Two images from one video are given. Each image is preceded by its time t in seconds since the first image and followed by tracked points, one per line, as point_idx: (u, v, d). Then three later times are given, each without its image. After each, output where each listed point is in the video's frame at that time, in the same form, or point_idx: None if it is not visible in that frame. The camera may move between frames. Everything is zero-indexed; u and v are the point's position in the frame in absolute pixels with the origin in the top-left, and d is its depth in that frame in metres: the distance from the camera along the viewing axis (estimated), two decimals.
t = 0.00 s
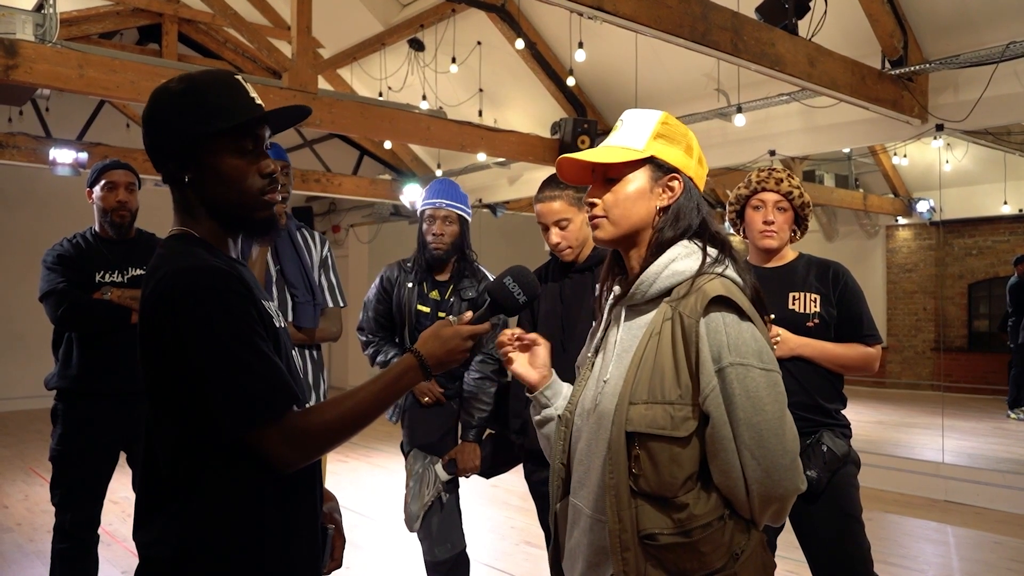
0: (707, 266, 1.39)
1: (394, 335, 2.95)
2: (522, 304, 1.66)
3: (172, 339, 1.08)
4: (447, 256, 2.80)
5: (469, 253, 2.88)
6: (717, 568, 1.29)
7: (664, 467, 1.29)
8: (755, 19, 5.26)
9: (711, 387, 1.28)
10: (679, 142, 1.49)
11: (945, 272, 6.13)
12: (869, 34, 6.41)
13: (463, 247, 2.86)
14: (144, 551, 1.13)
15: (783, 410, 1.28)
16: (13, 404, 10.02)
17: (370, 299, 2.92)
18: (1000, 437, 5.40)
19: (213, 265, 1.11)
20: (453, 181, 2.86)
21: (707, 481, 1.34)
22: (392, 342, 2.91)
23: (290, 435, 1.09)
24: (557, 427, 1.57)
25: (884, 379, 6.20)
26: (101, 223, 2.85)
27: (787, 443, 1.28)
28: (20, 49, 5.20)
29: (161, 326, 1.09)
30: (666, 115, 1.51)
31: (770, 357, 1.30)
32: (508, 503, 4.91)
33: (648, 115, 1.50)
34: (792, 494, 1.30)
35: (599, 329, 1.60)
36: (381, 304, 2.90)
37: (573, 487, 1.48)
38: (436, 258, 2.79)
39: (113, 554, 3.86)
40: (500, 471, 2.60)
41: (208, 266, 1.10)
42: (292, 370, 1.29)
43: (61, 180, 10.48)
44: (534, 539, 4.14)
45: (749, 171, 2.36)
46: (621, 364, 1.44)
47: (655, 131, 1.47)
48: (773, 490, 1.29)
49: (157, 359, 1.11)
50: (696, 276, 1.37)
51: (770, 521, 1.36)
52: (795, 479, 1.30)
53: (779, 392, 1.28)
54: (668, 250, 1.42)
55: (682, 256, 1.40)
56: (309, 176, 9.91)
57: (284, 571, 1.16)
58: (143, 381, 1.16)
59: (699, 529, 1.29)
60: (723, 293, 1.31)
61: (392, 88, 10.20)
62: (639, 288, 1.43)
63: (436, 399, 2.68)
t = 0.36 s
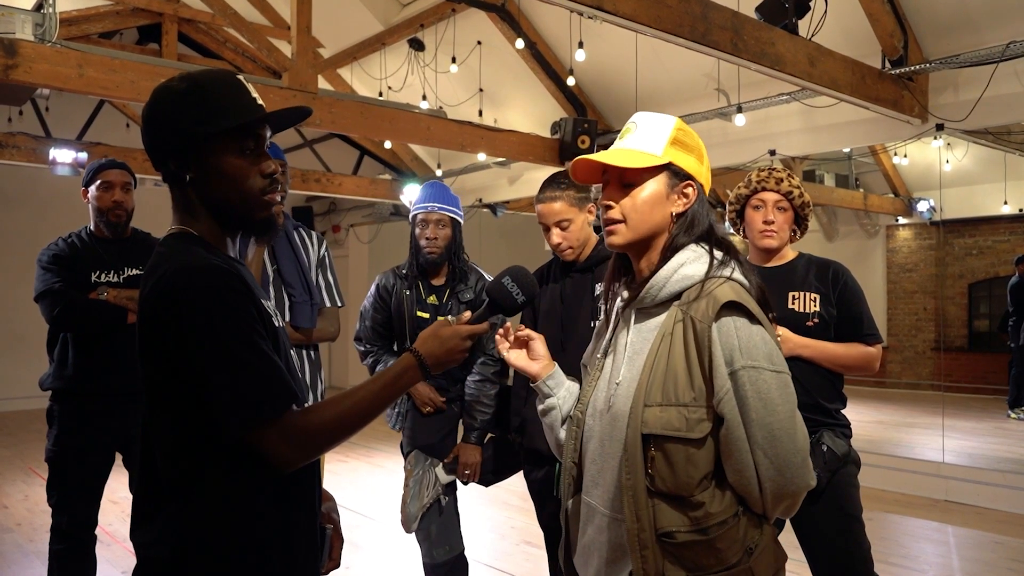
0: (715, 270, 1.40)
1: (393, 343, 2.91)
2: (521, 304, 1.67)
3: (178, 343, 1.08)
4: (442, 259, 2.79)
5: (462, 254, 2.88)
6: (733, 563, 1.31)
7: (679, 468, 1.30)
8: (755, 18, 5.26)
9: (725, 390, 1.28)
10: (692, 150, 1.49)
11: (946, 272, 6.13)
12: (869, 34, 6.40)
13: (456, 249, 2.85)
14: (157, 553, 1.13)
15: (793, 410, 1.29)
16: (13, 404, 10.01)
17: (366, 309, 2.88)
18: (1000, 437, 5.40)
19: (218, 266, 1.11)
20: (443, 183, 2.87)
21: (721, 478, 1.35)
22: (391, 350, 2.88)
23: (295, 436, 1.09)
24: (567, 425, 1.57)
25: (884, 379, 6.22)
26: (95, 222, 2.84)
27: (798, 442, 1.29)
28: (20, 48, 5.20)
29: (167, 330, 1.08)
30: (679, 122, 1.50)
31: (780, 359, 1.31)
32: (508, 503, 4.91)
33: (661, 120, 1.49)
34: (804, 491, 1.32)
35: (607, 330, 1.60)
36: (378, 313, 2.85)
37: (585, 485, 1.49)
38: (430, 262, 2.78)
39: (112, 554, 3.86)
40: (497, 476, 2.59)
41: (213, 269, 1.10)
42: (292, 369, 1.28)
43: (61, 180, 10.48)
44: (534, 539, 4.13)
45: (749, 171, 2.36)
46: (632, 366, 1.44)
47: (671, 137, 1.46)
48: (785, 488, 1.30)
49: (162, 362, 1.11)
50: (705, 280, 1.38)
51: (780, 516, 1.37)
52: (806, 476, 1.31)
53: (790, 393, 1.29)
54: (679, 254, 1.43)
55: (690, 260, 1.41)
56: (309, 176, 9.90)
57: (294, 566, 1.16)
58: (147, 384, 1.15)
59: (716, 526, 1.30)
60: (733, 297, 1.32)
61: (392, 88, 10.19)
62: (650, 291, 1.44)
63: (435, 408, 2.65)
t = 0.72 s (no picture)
0: (728, 273, 1.41)
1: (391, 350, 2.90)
2: (522, 305, 1.65)
3: (184, 344, 1.07)
4: (439, 262, 2.80)
5: (458, 255, 2.88)
6: (749, 556, 1.31)
7: (695, 466, 1.30)
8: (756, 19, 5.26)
9: (741, 391, 1.29)
10: (699, 153, 1.49)
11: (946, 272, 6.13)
12: (870, 34, 6.41)
13: (452, 249, 2.86)
14: (168, 548, 1.12)
15: (805, 409, 1.30)
16: (14, 404, 10.03)
17: (364, 317, 2.87)
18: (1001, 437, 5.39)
19: (222, 267, 1.11)
20: (434, 185, 2.86)
21: (734, 475, 1.36)
22: (391, 358, 2.88)
23: (295, 436, 1.09)
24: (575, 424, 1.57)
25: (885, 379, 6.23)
26: (96, 223, 2.85)
27: (809, 439, 1.30)
28: (21, 49, 5.20)
29: (171, 331, 1.08)
30: (688, 125, 1.50)
31: (792, 360, 1.32)
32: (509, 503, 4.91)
33: (670, 123, 1.49)
34: (815, 486, 1.33)
35: (617, 330, 1.60)
36: (378, 322, 2.84)
37: (597, 483, 1.49)
38: (427, 264, 2.79)
39: (113, 554, 3.86)
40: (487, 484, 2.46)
41: (216, 271, 1.10)
42: (293, 369, 1.28)
43: (61, 180, 10.48)
44: (535, 539, 4.14)
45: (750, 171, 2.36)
46: (645, 366, 1.44)
47: (678, 141, 1.46)
48: (799, 482, 1.31)
49: (166, 364, 1.10)
50: (718, 283, 1.38)
51: (792, 509, 1.38)
52: (817, 471, 1.32)
53: (802, 394, 1.30)
54: (690, 257, 1.43)
55: (702, 263, 1.41)
56: (310, 176, 9.91)
57: (298, 557, 1.18)
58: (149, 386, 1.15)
59: (731, 521, 1.31)
60: (746, 301, 1.32)
61: (392, 88, 10.19)
62: (662, 294, 1.43)
63: (434, 430, 2.61)
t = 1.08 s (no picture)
0: (740, 274, 1.41)
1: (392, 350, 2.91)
2: (523, 305, 1.65)
3: (192, 345, 1.07)
4: (437, 262, 2.79)
5: (457, 255, 2.87)
6: (766, 553, 1.32)
7: (712, 466, 1.30)
8: (757, 18, 5.26)
9: (758, 391, 1.29)
10: (708, 156, 1.49)
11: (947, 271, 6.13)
12: (871, 34, 6.41)
13: (450, 248, 2.85)
14: (178, 550, 1.11)
15: (819, 407, 1.31)
16: (14, 404, 10.02)
17: (363, 318, 2.87)
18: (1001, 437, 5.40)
19: (225, 268, 1.11)
20: (434, 184, 2.85)
21: (750, 473, 1.37)
22: (391, 359, 2.89)
23: (299, 435, 1.09)
24: (583, 426, 1.56)
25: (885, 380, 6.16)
26: (99, 223, 2.84)
27: (823, 437, 1.31)
28: (22, 49, 5.20)
29: (177, 332, 1.08)
30: (697, 129, 1.50)
31: (805, 359, 1.33)
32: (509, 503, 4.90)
33: (678, 126, 1.49)
34: (828, 483, 1.34)
35: (624, 329, 1.60)
36: (377, 323, 2.84)
37: (608, 484, 1.48)
38: (426, 264, 2.78)
39: (114, 554, 3.86)
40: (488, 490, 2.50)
41: (221, 273, 1.10)
42: (294, 369, 1.28)
43: (62, 180, 10.48)
44: (536, 539, 4.14)
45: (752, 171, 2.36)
46: (657, 367, 1.43)
47: (689, 143, 1.46)
48: (813, 479, 1.32)
49: (173, 367, 1.10)
50: (732, 283, 1.38)
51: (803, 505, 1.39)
52: (830, 468, 1.33)
53: (816, 392, 1.31)
54: (702, 258, 1.43)
55: (713, 265, 1.41)
56: (310, 175, 9.91)
57: (302, 555, 1.17)
58: (152, 388, 1.14)
59: (749, 519, 1.31)
60: (760, 302, 1.33)
61: (393, 88, 10.20)
62: (673, 294, 1.43)
63: (434, 435, 2.60)
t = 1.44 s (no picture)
0: (746, 272, 1.41)
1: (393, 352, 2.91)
2: (526, 305, 1.65)
3: (196, 343, 1.07)
4: (437, 264, 2.78)
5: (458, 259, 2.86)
6: (773, 549, 1.32)
7: (720, 462, 1.30)
8: (759, 18, 5.26)
9: (766, 386, 1.29)
10: (711, 155, 1.49)
11: (948, 271, 6.13)
12: (873, 34, 6.41)
13: (450, 250, 2.84)
14: (183, 549, 1.11)
15: (826, 404, 1.32)
16: (16, 404, 10.02)
17: (364, 321, 2.87)
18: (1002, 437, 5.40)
19: (230, 267, 1.11)
20: (435, 186, 2.84)
21: (757, 469, 1.37)
22: (393, 360, 2.89)
23: (305, 434, 1.10)
24: (587, 426, 1.56)
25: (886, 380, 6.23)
26: (104, 223, 2.84)
27: (831, 432, 1.32)
28: (24, 48, 5.20)
29: (181, 331, 1.08)
30: (700, 127, 1.50)
31: (812, 355, 1.33)
32: (511, 503, 4.91)
33: (680, 124, 1.49)
34: (834, 479, 1.34)
35: (628, 327, 1.60)
36: (379, 325, 2.85)
37: (614, 481, 1.48)
38: (424, 267, 2.77)
39: (116, 553, 3.86)
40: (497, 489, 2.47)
41: (224, 272, 1.10)
42: (298, 368, 1.28)
43: (64, 179, 10.49)
44: (537, 538, 4.14)
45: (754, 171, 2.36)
46: (663, 365, 1.44)
47: (691, 142, 1.46)
48: (821, 474, 1.32)
49: (176, 366, 1.10)
50: (740, 281, 1.39)
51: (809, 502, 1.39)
52: (836, 464, 1.34)
53: (823, 388, 1.32)
54: (708, 255, 1.43)
55: (719, 262, 1.41)
56: (311, 175, 9.91)
57: (304, 551, 1.18)
58: (156, 388, 1.14)
59: (757, 515, 1.31)
60: (768, 298, 1.33)
61: (394, 88, 10.20)
62: (679, 292, 1.43)
63: (438, 440, 2.60)
